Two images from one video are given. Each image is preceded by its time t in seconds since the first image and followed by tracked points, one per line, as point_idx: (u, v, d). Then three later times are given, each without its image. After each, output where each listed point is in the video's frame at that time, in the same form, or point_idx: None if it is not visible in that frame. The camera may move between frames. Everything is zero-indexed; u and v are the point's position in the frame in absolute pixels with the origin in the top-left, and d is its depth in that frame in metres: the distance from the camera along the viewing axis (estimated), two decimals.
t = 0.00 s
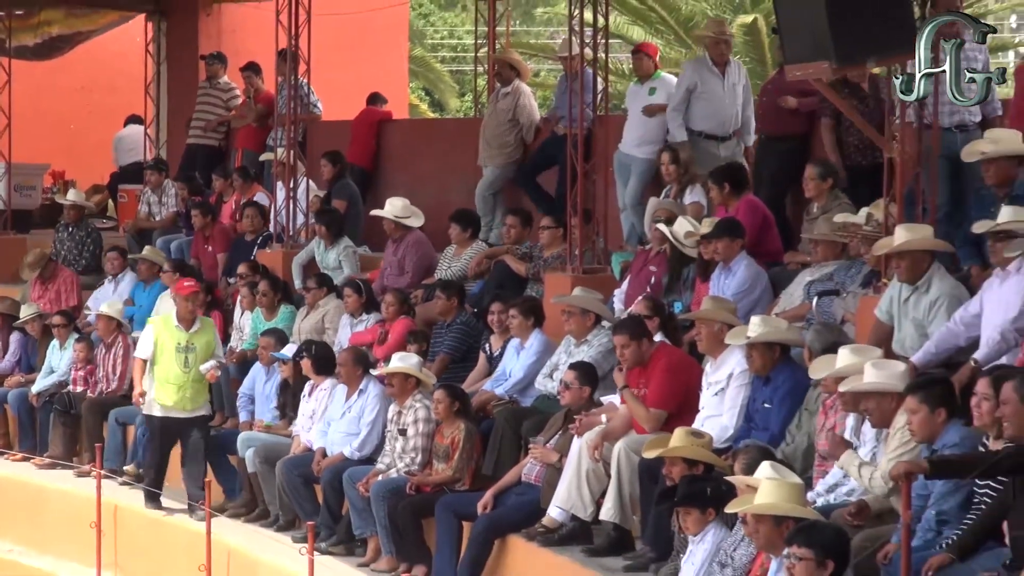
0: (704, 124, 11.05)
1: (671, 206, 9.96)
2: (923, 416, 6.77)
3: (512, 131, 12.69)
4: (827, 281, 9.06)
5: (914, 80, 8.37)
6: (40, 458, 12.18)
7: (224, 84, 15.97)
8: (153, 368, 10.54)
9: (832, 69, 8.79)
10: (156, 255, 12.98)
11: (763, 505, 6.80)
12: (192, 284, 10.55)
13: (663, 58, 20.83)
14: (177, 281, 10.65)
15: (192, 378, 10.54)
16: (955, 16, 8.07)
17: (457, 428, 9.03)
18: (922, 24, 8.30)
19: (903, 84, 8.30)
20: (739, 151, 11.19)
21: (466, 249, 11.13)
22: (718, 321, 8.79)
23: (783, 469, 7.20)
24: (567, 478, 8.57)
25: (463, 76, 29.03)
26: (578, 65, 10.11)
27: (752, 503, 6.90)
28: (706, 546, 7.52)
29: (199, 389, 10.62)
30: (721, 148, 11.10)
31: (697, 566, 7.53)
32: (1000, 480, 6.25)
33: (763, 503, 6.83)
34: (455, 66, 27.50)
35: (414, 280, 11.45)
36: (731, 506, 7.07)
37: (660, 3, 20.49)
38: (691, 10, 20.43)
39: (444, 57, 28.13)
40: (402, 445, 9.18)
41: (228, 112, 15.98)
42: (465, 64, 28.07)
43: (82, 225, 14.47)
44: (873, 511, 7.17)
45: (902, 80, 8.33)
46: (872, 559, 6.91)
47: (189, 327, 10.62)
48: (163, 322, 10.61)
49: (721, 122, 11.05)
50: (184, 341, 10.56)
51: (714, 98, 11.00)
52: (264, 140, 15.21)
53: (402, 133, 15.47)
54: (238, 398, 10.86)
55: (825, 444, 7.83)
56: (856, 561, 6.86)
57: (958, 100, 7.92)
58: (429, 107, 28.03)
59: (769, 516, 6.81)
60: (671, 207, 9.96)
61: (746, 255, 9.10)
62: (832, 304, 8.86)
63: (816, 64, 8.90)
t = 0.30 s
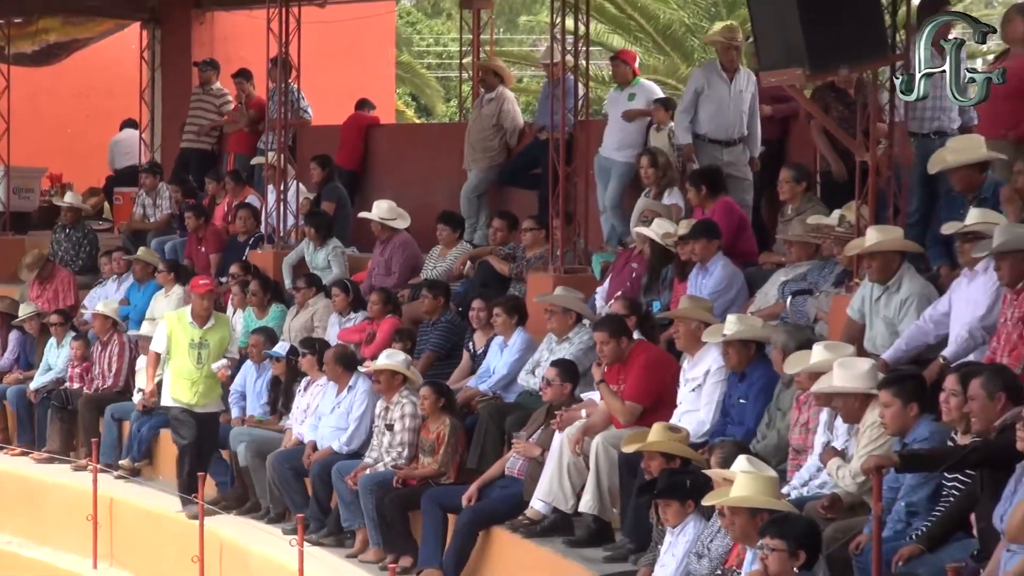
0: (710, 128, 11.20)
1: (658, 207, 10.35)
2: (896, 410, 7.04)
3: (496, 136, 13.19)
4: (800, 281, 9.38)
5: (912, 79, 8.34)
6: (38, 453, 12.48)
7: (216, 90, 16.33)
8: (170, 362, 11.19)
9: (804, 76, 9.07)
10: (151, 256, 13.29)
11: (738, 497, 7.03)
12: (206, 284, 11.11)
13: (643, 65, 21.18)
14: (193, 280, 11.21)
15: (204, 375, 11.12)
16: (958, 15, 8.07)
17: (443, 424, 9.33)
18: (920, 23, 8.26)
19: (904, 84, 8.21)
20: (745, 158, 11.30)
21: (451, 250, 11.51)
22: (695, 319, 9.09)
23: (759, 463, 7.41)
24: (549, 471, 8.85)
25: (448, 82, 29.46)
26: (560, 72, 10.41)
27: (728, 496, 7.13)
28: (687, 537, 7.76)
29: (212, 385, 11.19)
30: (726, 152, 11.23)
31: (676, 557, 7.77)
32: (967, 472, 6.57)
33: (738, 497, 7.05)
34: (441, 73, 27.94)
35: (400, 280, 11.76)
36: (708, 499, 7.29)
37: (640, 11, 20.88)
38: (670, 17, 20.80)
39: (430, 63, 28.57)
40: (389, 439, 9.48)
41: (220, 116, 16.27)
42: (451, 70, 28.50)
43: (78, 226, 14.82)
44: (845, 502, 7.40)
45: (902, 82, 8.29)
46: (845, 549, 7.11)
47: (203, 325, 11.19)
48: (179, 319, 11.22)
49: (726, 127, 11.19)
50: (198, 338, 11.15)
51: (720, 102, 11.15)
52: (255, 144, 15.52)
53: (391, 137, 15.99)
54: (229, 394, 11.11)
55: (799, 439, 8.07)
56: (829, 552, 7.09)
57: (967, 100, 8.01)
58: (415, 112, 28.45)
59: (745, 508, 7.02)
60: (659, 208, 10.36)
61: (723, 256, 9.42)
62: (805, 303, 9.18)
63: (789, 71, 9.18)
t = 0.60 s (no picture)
0: (714, 129, 11.61)
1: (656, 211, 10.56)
2: (874, 406, 7.34)
3: (487, 140, 13.56)
4: (781, 280, 9.71)
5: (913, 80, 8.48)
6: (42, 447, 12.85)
7: (216, 96, 16.73)
8: (188, 371, 11.19)
9: (785, 82, 9.34)
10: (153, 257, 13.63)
11: (721, 491, 7.26)
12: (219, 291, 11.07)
13: (629, 72, 21.34)
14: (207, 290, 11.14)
15: (224, 381, 11.14)
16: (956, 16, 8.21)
17: (435, 419, 9.64)
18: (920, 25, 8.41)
19: (903, 84, 8.33)
20: (748, 160, 11.71)
21: (444, 250, 11.86)
22: (680, 318, 9.41)
23: (743, 457, 7.62)
24: (538, 465, 9.15)
25: (441, 89, 29.90)
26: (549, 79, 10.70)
27: (711, 488, 7.36)
28: (671, 529, 8.01)
29: (233, 391, 11.20)
30: (730, 154, 11.65)
31: (662, 548, 8.00)
32: (943, 466, 6.90)
33: (721, 489, 7.29)
34: (435, 80, 28.35)
35: (394, 280, 12.07)
36: (692, 491, 7.52)
37: (626, 19, 21.27)
38: (655, 26, 21.19)
39: (423, 70, 28.98)
40: (383, 433, 9.82)
41: (220, 121, 16.68)
42: (443, 77, 28.91)
43: (82, 229, 15.20)
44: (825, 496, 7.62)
45: (901, 81, 8.46)
46: (824, 540, 7.33)
47: (219, 332, 11.16)
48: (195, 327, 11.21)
49: (730, 128, 11.62)
50: (215, 345, 11.14)
51: (724, 103, 11.59)
52: (254, 148, 15.87)
53: (384, 142, 16.37)
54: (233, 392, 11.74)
55: (780, 433, 8.30)
56: (809, 543, 7.32)
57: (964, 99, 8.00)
58: (408, 118, 28.83)
59: (728, 501, 7.27)
60: (656, 212, 10.57)
61: (706, 256, 9.76)
62: (786, 302, 9.52)
63: (770, 78, 9.45)
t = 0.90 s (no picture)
0: (720, 138, 11.94)
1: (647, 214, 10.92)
2: (858, 402, 7.63)
3: (483, 144, 14.01)
4: (768, 280, 10.03)
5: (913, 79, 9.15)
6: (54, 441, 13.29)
7: (219, 101, 17.06)
8: (211, 371, 11.23)
9: (771, 88, 9.71)
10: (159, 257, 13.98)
11: (710, 484, 7.51)
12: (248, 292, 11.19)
13: (620, 79, 21.64)
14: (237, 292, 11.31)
15: (247, 382, 11.18)
16: (956, 19, 8.73)
17: (431, 414, 9.96)
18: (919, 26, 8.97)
19: (905, 84, 8.97)
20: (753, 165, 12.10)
21: (441, 251, 12.15)
22: (670, 316, 9.70)
23: (729, 451, 7.90)
24: (532, 459, 9.44)
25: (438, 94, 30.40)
26: (544, 85, 11.01)
27: (701, 481, 7.63)
28: (659, 521, 8.29)
29: (255, 392, 11.25)
30: (737, 162, 12.01)
31: (649, 540, 8.27)
32: (925, 459, 7.18)
33: (710, 483, 7.54)
34: (431, 84, 28.88)
35: (394, 279, 12.38)
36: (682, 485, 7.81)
37: (617, 27, 21.62)
38: (645, 33, 21.57)
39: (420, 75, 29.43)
40: (383, 428, 10.13)
41: (224, 126, 16.98)
42: (440, 83, 29.43)
43: (90, 230, 15.66)
44: (810, 488, 7.93)
45: (903, 80, 9.09)
46: (808, 529, 7.64)
47: (245, 333, 11.23)
48: (222, 327, 11.29)
49: (736, 136, 11.96)
50: (240, 346, 11.20)
51: (728, 112, 11.91)
52: (257, 152, 16.26)
53: (383, 146, 16.80)
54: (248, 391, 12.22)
55: (767, 428, 8.59)
56: (795, 533, 7.58)
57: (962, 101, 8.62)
58: (407, 122, 29.30)
59: (716, 494, 7.52)
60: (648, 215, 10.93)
61: (695, 257, 10.06)
62: (772, 301, 9.85)
63: (757, 83, 9.83)
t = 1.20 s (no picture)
0: (725, 142, 12.15)
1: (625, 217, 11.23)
2: (842, 399, 7.98)
3: (479, 149, 14.36)
4: (754, 280, 10.37)
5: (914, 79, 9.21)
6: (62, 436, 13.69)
7: (224, 107, 17.37)
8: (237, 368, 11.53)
9: (757, 95, 10.18)
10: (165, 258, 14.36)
11: (697, 477, 7.76)
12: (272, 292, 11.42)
13: (613, 85, 23.27)
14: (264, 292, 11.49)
15: (269, 381, 11.41)
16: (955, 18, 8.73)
17: (428, 411, 10.29)
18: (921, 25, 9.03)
19: (904, 84, 9.08)
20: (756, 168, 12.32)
21: (438, 252, 12.49)
22: (659, 315, 10.03)
23: (716, 446, 8.17)
24: (526, 453, 9.77)
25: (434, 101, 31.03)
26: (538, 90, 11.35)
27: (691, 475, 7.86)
28: (650, 513, 8.60)
29: (277, 391, 11.48)
30: (740, 165, 12.24)
31: (642, 533, 8.57)
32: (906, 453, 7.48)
33: (698, 475, 7.79)
34: (429, 91, 29.53)
35: (393, 279, 12.72)
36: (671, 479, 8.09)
37: (610, 36, 23.11)
38: (636, 41, 22.87)
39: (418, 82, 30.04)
40: (382, 423, 10.46)
41: (228, 131, 17.38)
42: (438, 90, 30.06)
43: (99, 231, 16.16)
44: (797, 481, 8.23)
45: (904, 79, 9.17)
46: (793, 522, 7.93)
47: (269, 333, 11.45)
48: (248, 326, 11.54)
49: (739, 141, 12.18)
50: (264, 346, 11.42)
51: (731, 118, 12.11)
52: (260, 156, 16.66)
53: (381, 150, 17.22)
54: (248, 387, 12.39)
55: (754, 423, 8.90)
56: (781, 524, 7.88)
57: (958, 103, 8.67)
58: (405, 128, 29.93)
59: (703, 486, 7.77)
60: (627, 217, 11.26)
61: (684, 257, 10.41)
62: (759, 300, 10.19)
63: (745, 90, 10.28)
